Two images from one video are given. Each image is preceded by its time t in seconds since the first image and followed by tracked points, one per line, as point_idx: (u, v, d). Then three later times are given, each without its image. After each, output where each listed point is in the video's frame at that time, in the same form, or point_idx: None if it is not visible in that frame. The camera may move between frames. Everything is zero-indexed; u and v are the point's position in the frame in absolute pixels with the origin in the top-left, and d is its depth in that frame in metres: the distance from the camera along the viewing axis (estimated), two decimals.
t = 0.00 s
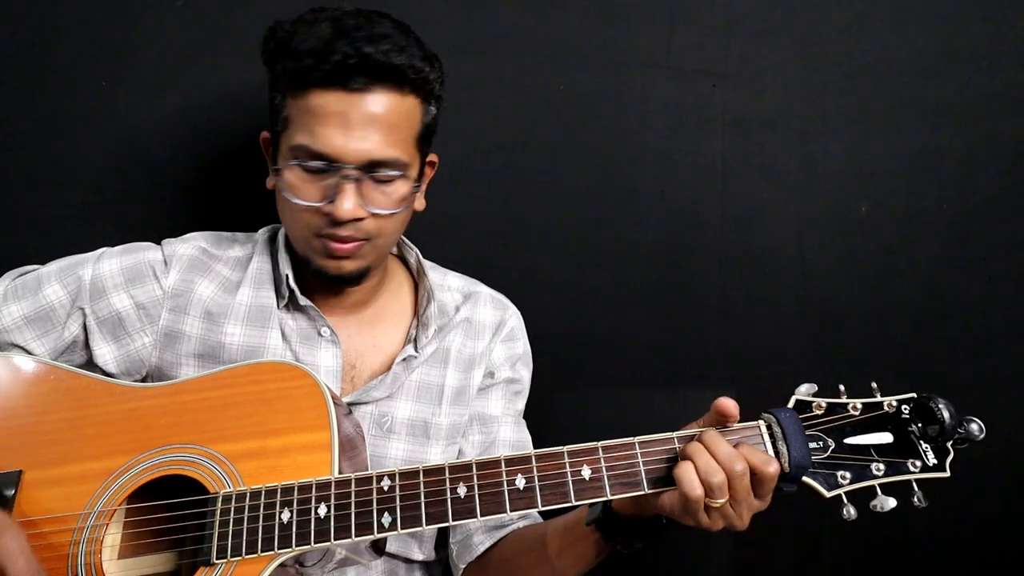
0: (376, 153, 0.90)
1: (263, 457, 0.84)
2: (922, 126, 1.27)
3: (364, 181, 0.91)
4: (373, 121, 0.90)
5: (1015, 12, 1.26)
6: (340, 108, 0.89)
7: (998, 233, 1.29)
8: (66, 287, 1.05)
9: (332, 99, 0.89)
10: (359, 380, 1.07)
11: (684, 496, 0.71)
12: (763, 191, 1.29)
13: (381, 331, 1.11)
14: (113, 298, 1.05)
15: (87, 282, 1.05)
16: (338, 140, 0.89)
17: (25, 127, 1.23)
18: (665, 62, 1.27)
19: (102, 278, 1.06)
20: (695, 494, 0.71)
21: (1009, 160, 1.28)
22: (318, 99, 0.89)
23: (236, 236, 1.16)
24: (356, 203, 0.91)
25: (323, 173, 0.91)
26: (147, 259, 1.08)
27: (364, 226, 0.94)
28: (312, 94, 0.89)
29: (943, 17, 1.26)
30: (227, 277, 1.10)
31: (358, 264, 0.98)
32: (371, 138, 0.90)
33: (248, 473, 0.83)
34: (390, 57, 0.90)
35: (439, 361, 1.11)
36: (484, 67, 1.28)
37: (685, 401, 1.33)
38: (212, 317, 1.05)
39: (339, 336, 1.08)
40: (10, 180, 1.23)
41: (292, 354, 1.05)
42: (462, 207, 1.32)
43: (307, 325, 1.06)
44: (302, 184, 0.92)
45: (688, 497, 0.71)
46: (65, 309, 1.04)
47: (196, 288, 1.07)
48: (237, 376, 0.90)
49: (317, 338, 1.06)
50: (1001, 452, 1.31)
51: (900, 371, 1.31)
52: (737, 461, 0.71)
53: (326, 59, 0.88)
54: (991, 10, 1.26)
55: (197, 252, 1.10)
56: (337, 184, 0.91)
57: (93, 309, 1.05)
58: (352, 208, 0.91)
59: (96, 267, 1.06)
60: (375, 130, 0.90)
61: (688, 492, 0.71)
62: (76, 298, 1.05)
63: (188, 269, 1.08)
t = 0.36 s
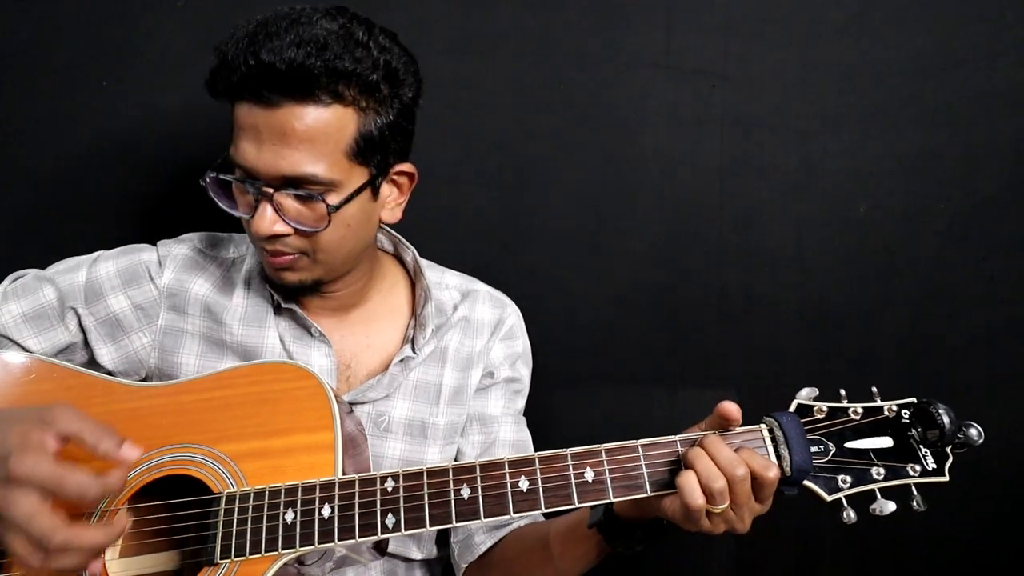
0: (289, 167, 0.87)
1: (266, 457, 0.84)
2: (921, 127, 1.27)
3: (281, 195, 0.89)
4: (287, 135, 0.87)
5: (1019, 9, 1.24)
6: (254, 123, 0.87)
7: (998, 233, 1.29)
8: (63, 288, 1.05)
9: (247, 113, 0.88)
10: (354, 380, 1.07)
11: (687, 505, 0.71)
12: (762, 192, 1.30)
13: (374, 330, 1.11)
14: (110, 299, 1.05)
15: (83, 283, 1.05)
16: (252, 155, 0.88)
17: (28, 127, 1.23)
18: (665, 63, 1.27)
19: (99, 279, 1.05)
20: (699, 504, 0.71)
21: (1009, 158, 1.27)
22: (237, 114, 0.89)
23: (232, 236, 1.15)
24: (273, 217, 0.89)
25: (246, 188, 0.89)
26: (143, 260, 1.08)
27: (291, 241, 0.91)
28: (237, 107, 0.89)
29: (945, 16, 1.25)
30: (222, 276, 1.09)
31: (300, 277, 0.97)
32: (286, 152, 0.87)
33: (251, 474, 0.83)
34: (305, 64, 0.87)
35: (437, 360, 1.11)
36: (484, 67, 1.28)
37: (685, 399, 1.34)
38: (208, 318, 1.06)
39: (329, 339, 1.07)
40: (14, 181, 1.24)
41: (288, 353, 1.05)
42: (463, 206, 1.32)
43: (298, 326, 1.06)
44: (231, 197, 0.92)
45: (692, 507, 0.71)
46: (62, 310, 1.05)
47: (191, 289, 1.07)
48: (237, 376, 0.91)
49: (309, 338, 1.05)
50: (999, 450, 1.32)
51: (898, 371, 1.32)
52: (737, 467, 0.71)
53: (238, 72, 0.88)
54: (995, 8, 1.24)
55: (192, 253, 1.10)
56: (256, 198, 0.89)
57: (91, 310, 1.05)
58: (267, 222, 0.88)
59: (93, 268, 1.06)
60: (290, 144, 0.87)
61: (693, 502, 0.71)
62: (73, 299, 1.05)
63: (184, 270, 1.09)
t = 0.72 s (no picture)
0: (298, 195, 0.85)
1: (255, 464, 0.83)
2: (924, 126, 1.26)
3: (288, 222, 0.87)
4: (297, 163, 0.85)
5: None
6: (262, 147, 0.84)
7: (1000, 233, 1.28)
8: (55, 289, 1.04)
9: (253, 137, 0.84)
10: (355, 384, 1.07)
11: (681, 520, 0.71)
12: (762, 193, 1.29)
13: (377, 334, 1.10)
14: (103, 301, 1.04)
15: (78, 285, 1.04)
16: (260, 179, 0.85)
17: (26, 127, 1.22)
18: (664, 62, 1.26)
19: (93, 280, 1.04)
20: (694, 518, 0.70)
21: (1010, 158, 1.25)
22: (243, 135, 0.85)
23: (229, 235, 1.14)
24: (280, 243, 0.88)
25: (251, 212, 0.88)
26: (138, 262, 1.07)
27: (298, 263, 0.91)
28: (240, 129, 0.85)
29: (947, 13, 1.23)
30: (219, 279, 1.09)
31: (306, 292, 0.97)
32: (295, 180, 0.85)
33: (240, 480, 0.82)
34: (314, 91, 0.83)
35: (439, 364, 1.10)
36: (481, 65, 1.27)
37: (684, 399, 1.34)
38: (203, 322, 1.05)
39: (333, 344, 1.06)
40: (13, 181, 1.23)
41: (287, 357, 1.05)
42: (461, 205, 1.31)
43: (301, 329, 1.05)
44: (237, 215, 0.90)
45: (686, 521, 0.71)
46: (57, 313, 1.04)
47: (186, 294, 1.07)
48: (227, 380, 0.90)
49: (311, 342, 1.05)
50: (1000, 451, 1.31)
51: (898, 371, 1.32)
52: (732, 480, 0.70)
53: (243, 95, 0.84)
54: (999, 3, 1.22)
55: (189, 255, 1.09)
56: (262, 222, 0.88)
57: (85, 313, 1.05)
58: (275, 248, 0.88)
59: (88, 268, 1.05)
60: (300, 172, 0.85)
61: (687, 517, 0.70)
62: (66, 302, 1.04)
63: (180, 273, 1.08)
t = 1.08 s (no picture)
0: (272, 217, 0.85)
1: (262, 468, 0.83)
2: (927, 127, 1.25)
3: (266, 243, 0.88)
4: (268, 185, 0.84)
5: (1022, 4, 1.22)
6: (232, 169, 0.84)
7: (999, 236, 1.28)
8: (57, 288, 1.03)
9: (223, 158, 0.84)
10: (357, 390, 1.07)
11: (692, 536, 0.70)
12: (763, 195, 1.28)
13: (377, 338, 1.09)
14: (105, 301, 1.04)
15: (79, 283, 1.04)
16: (233, 201, 0.85)
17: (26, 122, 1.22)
18: (664, 61, 1.25)
19: (94, 279, 1.04)
20: (705, 535, 0.70)
21: (1007, 160, 1.26)
22: (214, 156, 0.85)
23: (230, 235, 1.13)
24: (259, 263, 0.88)
25: (229, 233, 0.88)
26: (140, 262, 1.07)
27: (279, 281, 0.91)
28: (211, 149, 0.85)
29: (947, 14, 1.23)
30: (218, 283, 1.07)
31: (294, 306, 0.97)
32: (268, 202, 0.85)
33: (247, 484, 0.82)
34: (278, 109, 0.82)
35: (444, 370, 1.10)
36: (479, 60, 1.26)
37: (685, 399, 1.34)
38: (206, 322, 1.05)
39: (332, 350, 1.06)
40: (13, 176, 1.23)
41: (289, 360, 1.05)
42: (461, 204, 1.31)
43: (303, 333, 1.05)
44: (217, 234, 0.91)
45: (697, 538, 0.70)
46: (58, 311, 1.04)
47: (187, 293, 1.06)
48: (235, 382, 0.90)
49: (312, 349, 1.05)
50: (1000, 453, 1.31)
51: (900, 374, 1.31)
52: (744, 498, 0.70)
53: (209, 115, 0.83)
54: (998, 4, 1.22)
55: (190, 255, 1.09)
56: (239, 243, 0.88)
57: (86, 312, 1.04)
58: (253, 269, 0.88)
59: (89, 268, 1.05)
60: (271, 194, 0.85)
61: (698, 533, 0.70)
62: (68, 300, 1.04)
63: (181, 273, 1.07)
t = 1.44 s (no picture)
0: (295, 190, 0.85)
1: (266, 466, 0.83)
2: (926, 126, 1.26)
3: (286, 218, 0.87)
4: (293, 157, 0.85)
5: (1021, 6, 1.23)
6: (257, 143, 0.85)
7: (999, 233, 1.29)
8: (62, 288, 1.04)
9: (249, 132, 0.85)
10: (360, 386, 1.07)
11: (693, 527, 0.71)
12: (763, 193, 1.29)
13: (381, 335, 1.10)
14: (111, 298, 1.05)
15: (84, 282, 1.05)
16: (257, 175, 0.86)
17: (27, 123, 1.22)
18: (664, 61, 1.25)
19: (99, 278, 1.05)
20: (706, 527, 0.70)
21: (1006, 158, 1.27)
22: (239, 132, 0.86)
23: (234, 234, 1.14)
24: (279, 238, 0.88)
25: (249, 209, 0.88)
26: (145, 260, 1.07)
27: (296, 260, 0.90)
28: (237, 125, 0.86)
29: (947, 14, 1.23)
30: (225, 278, 1.09)
31: (308, 292, 0.96)
32: (291, 175, 0.85)
33: (251, 482, 0.82)
34: (308, 84, 0.84)
35: (446, 367, 1.11)
36: (481, 62, 1.26)
37: (686, 398, 1.35)
38: (210, 319, 1.05)
39: (335, 345, 1.06)
40: (13, 178, 1.23)
41: (291, 357, 1.05)
42: (462, 204, 1.31)
43: (305, 330, 1.05)
44: (235, 214, 0.91)
45: (698, 529, 0.71)
46: (63, 310, 1.04)
47: (192, 291, 1.07)
48: (237, 381, 0.90)
49: (316, 345, 1.05)
50: (1000, 451, 1.32)
51: (900, 372, 1.32)
52: (745, 490, 0.70)
53: (239, 90, 0.85)
54: (997, 5, 1.23)
55: (194, 253, 1.10)
56: (259, 219, 0.88)
57: (92, 311, 1.05)
58: (273, 244, 0.87)
59: (94, 267, 1.05)
60: (295, 167, 0.85)
61: (699, 525, 0.70)
62: (73, 299, 1.04)
63: (185, 270, 1.08)
